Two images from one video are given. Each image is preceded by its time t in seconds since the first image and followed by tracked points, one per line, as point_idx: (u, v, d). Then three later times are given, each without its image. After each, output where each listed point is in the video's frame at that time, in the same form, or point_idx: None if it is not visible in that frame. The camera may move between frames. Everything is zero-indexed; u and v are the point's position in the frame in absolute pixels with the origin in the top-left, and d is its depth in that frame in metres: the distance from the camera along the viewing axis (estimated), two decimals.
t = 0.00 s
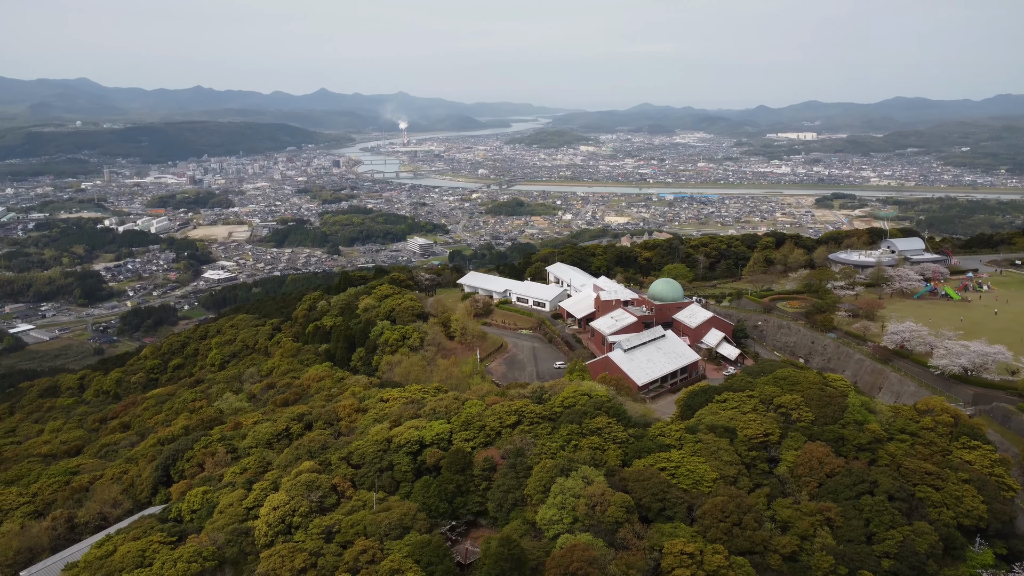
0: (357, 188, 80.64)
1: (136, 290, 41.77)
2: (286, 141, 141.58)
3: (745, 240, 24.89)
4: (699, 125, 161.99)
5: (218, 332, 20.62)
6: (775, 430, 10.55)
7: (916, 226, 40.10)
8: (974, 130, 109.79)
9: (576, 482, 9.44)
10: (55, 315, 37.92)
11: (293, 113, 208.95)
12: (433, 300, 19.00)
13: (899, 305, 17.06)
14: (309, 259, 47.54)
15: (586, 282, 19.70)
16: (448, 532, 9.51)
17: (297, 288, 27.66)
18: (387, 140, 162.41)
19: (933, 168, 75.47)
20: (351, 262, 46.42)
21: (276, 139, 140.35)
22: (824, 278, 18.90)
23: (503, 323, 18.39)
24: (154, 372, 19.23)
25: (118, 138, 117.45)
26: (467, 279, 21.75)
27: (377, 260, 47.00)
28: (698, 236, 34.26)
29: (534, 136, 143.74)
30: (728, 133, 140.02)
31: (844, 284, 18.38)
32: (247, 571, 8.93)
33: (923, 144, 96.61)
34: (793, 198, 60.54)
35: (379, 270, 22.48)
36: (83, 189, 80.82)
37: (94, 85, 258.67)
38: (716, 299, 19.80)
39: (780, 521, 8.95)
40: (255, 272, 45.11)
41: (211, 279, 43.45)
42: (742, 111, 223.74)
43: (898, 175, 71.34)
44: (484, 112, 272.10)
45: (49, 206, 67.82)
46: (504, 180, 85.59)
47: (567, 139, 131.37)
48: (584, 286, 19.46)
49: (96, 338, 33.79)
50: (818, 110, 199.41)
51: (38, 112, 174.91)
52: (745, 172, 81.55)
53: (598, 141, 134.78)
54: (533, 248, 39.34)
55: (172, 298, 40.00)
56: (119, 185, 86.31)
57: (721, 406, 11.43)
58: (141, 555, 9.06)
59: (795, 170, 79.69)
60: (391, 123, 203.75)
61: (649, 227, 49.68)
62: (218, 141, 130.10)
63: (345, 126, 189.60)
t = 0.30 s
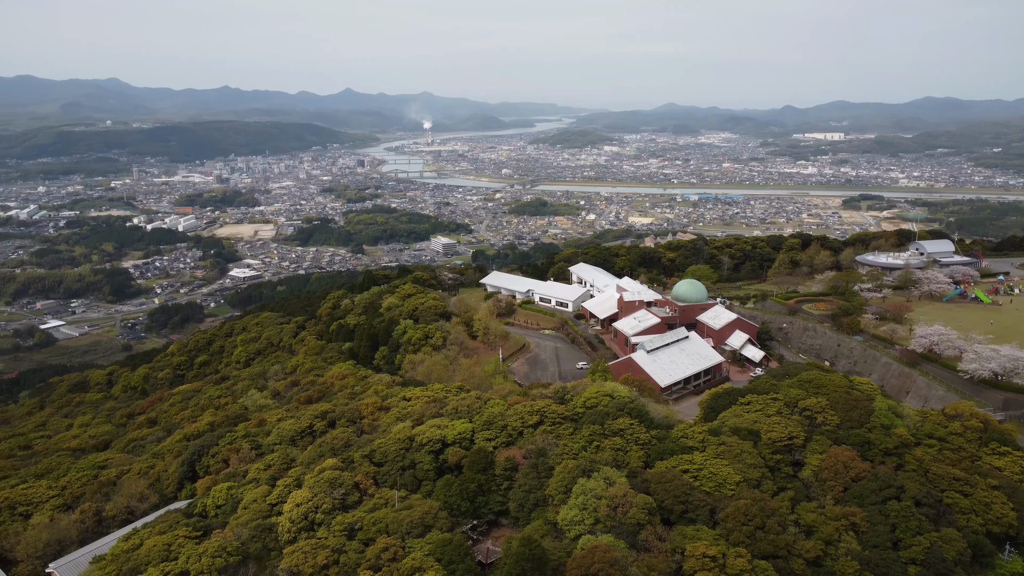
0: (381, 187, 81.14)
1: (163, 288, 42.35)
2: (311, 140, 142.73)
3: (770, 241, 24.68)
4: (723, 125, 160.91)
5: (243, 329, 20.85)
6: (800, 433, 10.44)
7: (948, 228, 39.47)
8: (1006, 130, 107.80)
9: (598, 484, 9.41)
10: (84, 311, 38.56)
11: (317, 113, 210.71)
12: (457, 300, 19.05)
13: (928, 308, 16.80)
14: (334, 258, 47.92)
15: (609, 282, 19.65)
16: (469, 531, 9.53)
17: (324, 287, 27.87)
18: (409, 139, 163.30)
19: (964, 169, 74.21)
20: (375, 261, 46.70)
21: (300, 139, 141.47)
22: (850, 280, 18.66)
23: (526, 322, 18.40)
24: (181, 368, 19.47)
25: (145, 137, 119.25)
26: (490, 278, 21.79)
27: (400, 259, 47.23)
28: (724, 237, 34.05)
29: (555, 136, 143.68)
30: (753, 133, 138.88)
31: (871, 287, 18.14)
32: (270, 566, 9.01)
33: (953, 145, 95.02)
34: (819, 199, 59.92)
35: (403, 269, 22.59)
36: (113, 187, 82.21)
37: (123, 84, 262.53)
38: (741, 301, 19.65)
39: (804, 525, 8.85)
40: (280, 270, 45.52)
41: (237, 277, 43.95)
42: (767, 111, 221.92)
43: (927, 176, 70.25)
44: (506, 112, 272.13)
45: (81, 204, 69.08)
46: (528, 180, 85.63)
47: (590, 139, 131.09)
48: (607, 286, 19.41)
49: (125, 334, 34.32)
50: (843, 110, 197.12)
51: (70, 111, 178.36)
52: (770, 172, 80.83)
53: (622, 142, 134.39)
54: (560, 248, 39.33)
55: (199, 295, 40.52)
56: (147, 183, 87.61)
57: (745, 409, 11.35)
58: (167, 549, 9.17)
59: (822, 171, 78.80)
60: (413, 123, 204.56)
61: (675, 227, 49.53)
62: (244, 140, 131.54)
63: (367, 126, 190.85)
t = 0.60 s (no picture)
0: (406, 186, 81.64)
1: (192, 285, 42.91)
2: (335, 140, 143.89)
3: (797, 242, 24.44)
4: (748, 126, 159.65)
5: (270, 327, 21.07)
6: (826, 437, 10.31)
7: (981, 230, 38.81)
8: None
9: (621, 485, 9.36)
10: (114, 308, 39.18)
11: (341, 112, 212.48)
12: (481, 299, 19.09)
13: (959, 311, 16.53)
14: (359, 257, 48.26)
15: (634, 283, 19.58)
16: (492, 531, 9.55)
17: (351, 286, 28.10)
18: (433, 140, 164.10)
19: (996, 171, 72.89)
20: (399, 260, 46.97)
21: (325, 138, 142.64)
22: (880, 282, 18.42)
23: (550, 323, 18.37)
24: (209, 365, 19.67)
25: (174, 137, 121.12)
26: (515, 278, 21.82)
27: (425, 259, 47.44)
28: (752, 238, 33.82)
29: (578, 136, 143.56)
30: (779, 134, 137.68)
31: (901, 290, 17.90)
32: (295, 563, 9.09)
33: (986, 146, 93.31)
34: (848, 200, 59.23)
35: (428, 269, 22.69)
36: (143, 186, 83.61)
37: (152, 84, 266.64)
38: (767, 303, 19.47)
39: (830, 530, 8.72)
40: (306, 269, 45.90)
41: (264, 275, 44.40)
42: (794, 112, 219.60)
43: (959, 178, 69.10)
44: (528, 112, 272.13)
45: (113, 202, 70.39)
46: (553, 180, 85.66)
47: (615, 139, 130.80)
48: (632, 287, 19.32)
49: (154, 331, 34.79)
50: (870, 111, 194.48)
51: (103, 110, 181.99)
52: (798, 173, 80.05)
53: (647, 142, 133.90)
54: (587, 248, 39.31)
55: (226, 293, 41.02)
56: (177, 182, 88.98)
57: (770, 411, 11.25)
58: (193, 544, 9.29)
59: (850, 172, 77.86)
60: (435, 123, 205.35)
61: (702, 228, 49.32)
62: (271, 139, 132.99)
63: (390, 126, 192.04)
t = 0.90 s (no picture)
0: (432, 186, 82.03)
1: (220, 283, 43.44)
2: (361, 139, 144.85)
3: (826, 244, 24.15)
4: (774, 126, 158.04)
5: (296, 325, 21.25)
6: (854, 441, 10.18)
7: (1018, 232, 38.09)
8: None
9: (645, 486, 9.31)
10: (144, 305, 39.82)
11: (365, 112, 214.17)
12: (505, 299, 19.12)
13: (992, 315, 16.25)
14: (384, 256, 48.52)
15: (659, 284, 19.48)
16: (515, 530, 9.55)
17: (379, 284, 28.25)
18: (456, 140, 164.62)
19: None
20: (424, 259, 47.15)
21: (350, 138, 143.70)
22: (910, 285, 18.18)
23: (574, 323, 18.34)
24: (236, 362, 19.92)
25: (201, 136, 122.88)
26: (539, 279, 21.82)
27: (450, 258, 47.62)
28: (781, 240, 33.53)
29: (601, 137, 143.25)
30: (808, 135, 136.18)
31: (931, 293, 17.63)
32: (319, 560, 9.16)
33: (1021, 146, 91.46)
34: (878, 202, 58.46)
35: (453, 268, 22.74)
36: (174, 185, 84.89)
37: (181, 84, 270.88)
38: (794, 305, 19.26)
39: (857, 535, 8.60)
40: (332, 268, 46.21)
41: (290, 273, 44.84)
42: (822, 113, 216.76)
43: (993, 179, 67.79)
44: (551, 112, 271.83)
45: (144, 200, 71.68)
46: (578, 180, 85.65)
47: (641, 139, 130.33)
48: (657, 288, 19.23)
49: (182, 328, 35.28)
50: (901, 111, 191.55)
51: (135, 109, 185.48)
52: (826, 174, 79.15)
53: (674, 142, 133.12)
54: (613, 248, 39.18)
55: (254, 291, 41.49)
56: (206, 181, 90.29)
57: (797, 415, 11.13)
58: (219, 539, 9.39)
59: (881, 173, 76.78)
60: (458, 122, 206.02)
61: (729, 229, 48.95)
62: (297, 139, 134.36)
63: (413, 125, 193.01)
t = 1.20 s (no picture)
0: (457, 185, 82.36)
1: (247, 281, 43.89)
2: (388, 139, 145.59)
3: (855, 246, 23.85)
4: (801, 127, 156.30)
5: (321, 323, 21.41)
6: (882, 445, 10.04)
7: None
8: None
9: (669, 489, 9.25)
10: (173, 302, 40.39)
11: (390, 112, 215.76)
12: (530, 299, 19.12)
13: None
14: (409, 255, 48.74)
15: (685, 284, 19.33)
16: (537, 530, 9.56)
17: (406, 283, 28.37)
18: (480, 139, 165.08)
19: None
20: (449, 259, 47.32)
21: (374, 137, 144.72)
22: (941, 288, 17.91)
23: (598, 323, 18.31)
24: (262, 359, 20.12)
25: (229, 135, 124.59)
26: (563, 279, 21.75)
27: (475, 257, 47.75)
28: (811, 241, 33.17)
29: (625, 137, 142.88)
30: (837, 136, 134.59)
31: (964, 296, 17.36)
32: (343, 556, 9.22)
33: None
34: (909, 203, 57.63)
35: (477, 267, 22.74)
36: (203, 183, 86.11)
37: (210, 84, 274.92)
38: (822, 307, 19.02)
39: (885, 541, 8.48)
40: (357, 267, 46.53)
41: (317, 272, 45.22)
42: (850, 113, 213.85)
43: None
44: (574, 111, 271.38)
45: (174, 199, 72.87)
46: (604, 180, 85.57)
47: (667, 139, 129.84)
48: (682, 290, 19.12)
49: (210, 325, 35.72)
50: (932, 111, 188.45)
51: (166, 109, 188.74)
52: (856, 175, 78.18)
53: (700, 142, 132.32)
54: (641, 248, 39.08)
55: (280, 289, 41.89)
56: (235, 180, 91.54)
57: (825, 419, 10.99)
58: (245, 534, 9.50)
59: (912, 174, 75.64)
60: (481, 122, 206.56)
61: (756, 230, 48.63)
62: (323, 139, 135.62)
63: (436, 125, 193.90)
